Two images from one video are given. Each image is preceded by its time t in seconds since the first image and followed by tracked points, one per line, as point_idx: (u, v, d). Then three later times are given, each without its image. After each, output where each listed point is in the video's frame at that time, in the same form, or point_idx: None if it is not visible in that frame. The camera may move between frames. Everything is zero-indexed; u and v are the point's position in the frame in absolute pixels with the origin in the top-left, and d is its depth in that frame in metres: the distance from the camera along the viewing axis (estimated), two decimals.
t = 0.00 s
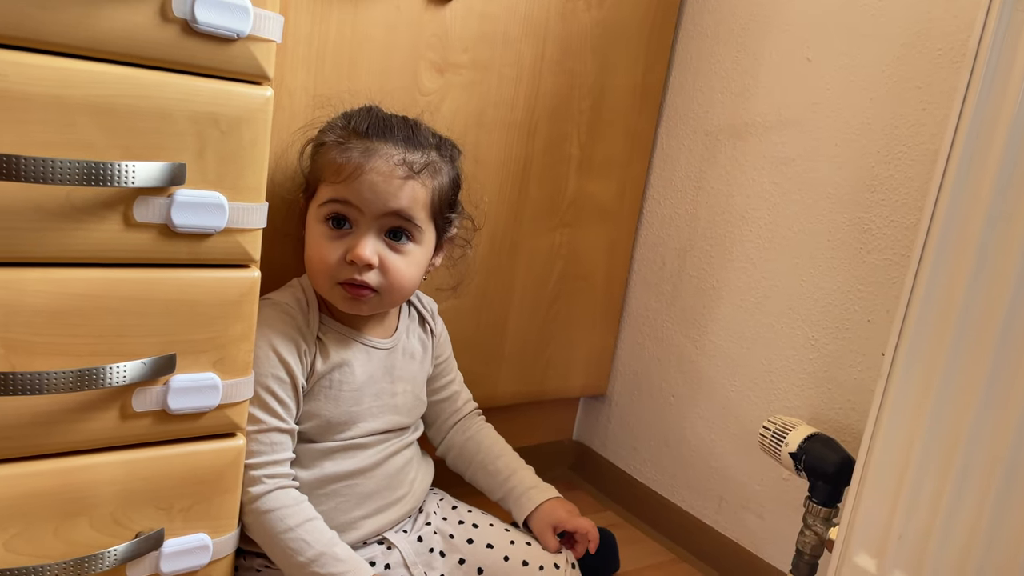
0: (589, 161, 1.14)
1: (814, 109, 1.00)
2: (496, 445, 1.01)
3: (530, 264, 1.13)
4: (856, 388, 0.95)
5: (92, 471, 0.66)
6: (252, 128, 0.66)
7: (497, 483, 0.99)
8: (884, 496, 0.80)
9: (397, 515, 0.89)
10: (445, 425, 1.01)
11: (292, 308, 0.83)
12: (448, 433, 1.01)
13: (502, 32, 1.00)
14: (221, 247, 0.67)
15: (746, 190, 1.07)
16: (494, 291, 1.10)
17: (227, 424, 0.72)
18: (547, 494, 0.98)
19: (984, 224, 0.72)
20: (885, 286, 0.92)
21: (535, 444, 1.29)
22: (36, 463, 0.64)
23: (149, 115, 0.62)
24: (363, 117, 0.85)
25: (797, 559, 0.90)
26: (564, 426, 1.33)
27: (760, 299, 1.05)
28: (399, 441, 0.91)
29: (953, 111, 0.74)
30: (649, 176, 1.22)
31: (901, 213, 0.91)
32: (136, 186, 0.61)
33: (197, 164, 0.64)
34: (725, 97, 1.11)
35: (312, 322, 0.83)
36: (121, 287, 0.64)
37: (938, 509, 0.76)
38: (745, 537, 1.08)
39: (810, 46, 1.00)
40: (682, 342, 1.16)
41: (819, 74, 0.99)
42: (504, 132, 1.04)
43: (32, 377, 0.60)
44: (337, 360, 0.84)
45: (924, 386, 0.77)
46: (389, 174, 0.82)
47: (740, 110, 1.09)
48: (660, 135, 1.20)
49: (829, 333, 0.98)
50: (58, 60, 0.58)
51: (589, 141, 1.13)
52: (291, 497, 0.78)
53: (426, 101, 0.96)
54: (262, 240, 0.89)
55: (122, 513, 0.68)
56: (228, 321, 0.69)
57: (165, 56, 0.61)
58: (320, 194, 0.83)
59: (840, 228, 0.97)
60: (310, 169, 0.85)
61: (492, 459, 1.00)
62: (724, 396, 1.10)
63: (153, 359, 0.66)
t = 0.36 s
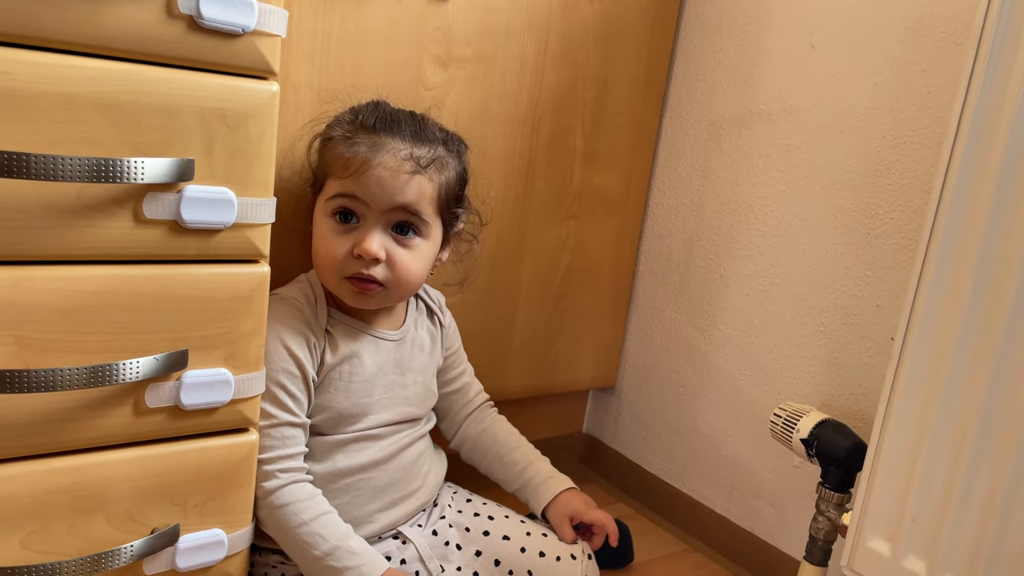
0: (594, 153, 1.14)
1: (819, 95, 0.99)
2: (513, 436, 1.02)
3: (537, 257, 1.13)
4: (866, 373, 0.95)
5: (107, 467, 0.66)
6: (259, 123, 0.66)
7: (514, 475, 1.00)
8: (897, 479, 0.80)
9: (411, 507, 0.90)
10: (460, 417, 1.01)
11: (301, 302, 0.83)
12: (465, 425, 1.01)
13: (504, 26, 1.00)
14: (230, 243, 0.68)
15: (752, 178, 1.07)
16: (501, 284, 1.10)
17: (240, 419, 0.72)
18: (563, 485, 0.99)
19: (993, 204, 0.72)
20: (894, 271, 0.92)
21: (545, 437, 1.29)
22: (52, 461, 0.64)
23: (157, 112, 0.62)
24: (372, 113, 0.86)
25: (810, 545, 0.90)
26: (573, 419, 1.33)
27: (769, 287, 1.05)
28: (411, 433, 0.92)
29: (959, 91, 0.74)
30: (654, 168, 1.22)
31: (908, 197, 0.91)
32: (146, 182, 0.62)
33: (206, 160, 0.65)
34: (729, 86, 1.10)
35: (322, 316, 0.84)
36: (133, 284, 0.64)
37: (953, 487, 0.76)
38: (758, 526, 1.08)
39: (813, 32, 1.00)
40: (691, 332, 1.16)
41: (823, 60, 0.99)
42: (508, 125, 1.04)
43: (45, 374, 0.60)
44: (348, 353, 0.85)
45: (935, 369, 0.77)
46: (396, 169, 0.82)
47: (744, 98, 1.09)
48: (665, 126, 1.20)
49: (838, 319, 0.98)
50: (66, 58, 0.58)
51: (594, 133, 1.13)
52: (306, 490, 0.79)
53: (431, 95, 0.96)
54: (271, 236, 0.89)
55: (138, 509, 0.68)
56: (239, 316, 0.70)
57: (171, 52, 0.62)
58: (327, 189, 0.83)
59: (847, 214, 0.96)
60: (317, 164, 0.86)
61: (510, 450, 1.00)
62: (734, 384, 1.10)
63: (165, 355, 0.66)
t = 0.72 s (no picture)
0: (597, 146, 1.14)
1: (823, 83, 0.99)
2: (522, 430, 1.01)
3: (542, 251, 1.13)
4: (874, 361, 0.94)
5: (118, 466, 0.66)
6: (263, 120, 0.66)
7: (524, 467, 0.99)
8: (908, 467, 0.79)
9: (421, 502, 0.90)
10: (469, 412, 1.01)
11: (308, 298, 0.83)
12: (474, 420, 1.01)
13: (506, 19, 1.00)
14: (237, 240, 0.68)
15: (757, 168, 1.07)
16: (507, 278, 1.10)
17: (249, 416, 0.72)
18: (574, 475, 0.98)
19: (1000, 188, 0.72)
20: (900, 259, 0.92)
21: (553, 432, 1.29)
22: (63, 460, 0.64)
23: (162, 110, 0.62)
24: (378, 110, 0.86)
25: (821, 534, 0.90)
26: (581, 414, 1.33)
27: (776, 277, 1.05)
28: (420, 428, 0.92)
29: (964, 74, 0.74)
30: (657, 160, 1.21)
31: (914, 184, 0.90)
32: (151, 180, 0.62)
33: (211, 158, 0.65)
34: (732, 76, 1.10)
35: (329, 312, 0.84)
36: (140, 283, 0.64)
37: (965, 472, 0.75)
38: (767, 516, 1.07)
39: (816, 20, 1.00)
40: (697, 324, 1.16)
41: (826, 49, 0.99)
42: (511, 120, 1.04)
43: (55, 374, 0.60)
44: (355, 349, 0.85)
45: (944, 354, 0.76)
46: (402, 166, 0.82)
47: (747, 89, 1.08)
48: (667, 118, 1.20)
49: (845, 308, 0.97)
50: (70, 57, 0.58)
51: (597, 126, 1.13)
52: (315, 486, 0.79)
53: (433, 90, 0.96)
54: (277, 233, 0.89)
55: (149, 508, 0.69)
56: (246, 314, 0.70)
57: (174, 50, 0.62)
58: (334, 185, 0.83)
59: (853, 201, 0.96)
60: (324, 161, 0.86)
61: (520, 443, 1.00)
62: (742, 375, 1.10)
63: (174, 353, 0.66)
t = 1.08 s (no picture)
0: (599, 132, 1.13)
1: (825, 65, 0.99)
2: (534, 410, 1.01)
3: (545, 239, 1.13)
4: (880, 342, 0.94)
5: (125, 456, 0.66)
6: (264, 107, 0.66)
7: (541, 446, 0.99)
8: (916, 446, 0.79)
9: (427, 491, 0.90)
10: (480, 397, 1.01)
11: (313, 288, 0.83)
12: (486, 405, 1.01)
13: (505, 5, 0.99)
14: (239, 229, 0.68)
15: (759, 151, 1.07)
16: (511, 267, 1.10)
17: (255, 405, 0.72)
18: (580, 459, 0.97)
19: (1006, 163, 0.71)
20: (905, 240, 0.91)
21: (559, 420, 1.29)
22: (70, 451, 0.64)
23: (162, 98, 0.62)
24: (388, 100, 0.85)
25: (829, 516, 0.90)
26: (586, 402, 1.33)
27: (780, 261, 1.05)
28: (427, 417, 0.92)
29: (967, 50, 0.73)
30: (660, 146, 1.21)
31: (918, 164, 0.90)
32: (153, 168, 0.62)
33: (212, 146, 0.65)
34: (733, 59, 1.10)
35: (334, 303, 0.84)
36: (144, 272, 0.64)
37: (973, 450, 0.75)
38: (775, 500, 1.07)
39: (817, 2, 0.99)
40: (702, 309, 1.16)
41: (827, 30, 0.98)
42: (513, 107, 1.04)
43: (60, 364, 0.60)
44: (361, 338, 0.85)
45: (951, 333, 0.76)
46: (418, 158, 0.82)
47: (749, 72, 1.08)
48: (669, 104, 1.19)
49: (851, 290, 0.97)
50: (69, 46, 0.58)
51: (599, 112, 1.12)
52: (319, 475, 0.79)
53: (433, 78, 0.96)
54: (280, 224, 0.89)
55: (157, 498, 0.69)
56: (250, 303, 0.70)
57: (173, 38, 0.62)
58: (346, 177, 0.83)
59: (857, 183, 0.96)
60: (332, 151, 0.85)
61: (534, 422, 1.00)
62: (747, 359, 1.09)
63: (179, 342, 0.66)
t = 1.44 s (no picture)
0: (600, 120, 1.13)
1: (827, 50, 0.98)
2: (552, 403, 1.01)
3: (548, 228, 1.12)
4: (885, 327, 0.94)
5: (129, 448, 0.66)
6: (264, 95, 0.66)
7: (561, 438, 0.99)
8: (923, 431, 0.79)
9: (433, 481, 0.89)
10: (492, 383, 1.01)
11: (316, 278, 0.83)
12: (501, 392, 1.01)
13: None
14: (240, 218, 0.67)
15: (762, 137, 1.06)
16: (513, 256, 1.10)
17: (260, 396, 0.72)
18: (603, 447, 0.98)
19: (1012, 145, 0.71)
20: (910, 225, 0.91)
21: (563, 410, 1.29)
22: (74, 443, 0.64)
23: (162, 87, 0.61)
24: (414, 107, 0.81)
25: (836, 502, 0.89)
26: (590, 392, 1.32)
27: (784, 248, 1.04)
28: (434, 408, 0.91)
29: (972, 33, 0.73)
30: (661, 134, 1.20)
31: (923, 148, 0.89)
32: (153, 158, 0.61)
33: (212, 135, 0.64)
34: (734, 45, 1.09)
35: (339, 293, 0.83)
36: (145, 263, 0.64)
37: (980, 434, 0.75)
38: (781, 488, 1.07)
39: None
40: (705, 297, 1.15)
41: (830, 14, 0.98)
42: (514, 95, 1.03)
43: (63, 355, 0.60)
44: (366, 328, 0.84)
45: (957, 317, 0.76)
46: (452, 171, 0.80)
47: (750, 58, 1.07)
48: (670, 91, 1.19)
49: (855, 276, 0.96)
50: (67, 34, 0.57)
51: (600, 100, 1.12)
52: (302, 475, 0.75)
53: (434, 67, 0.95)
54: (282, 214, 0.89)
55: (162, 489, 0.68)
56: (253, 293, 0.69)
57: (171, 25, 0.61)
58: (375, 191, 0.79)
59: (860, 168, 0.95)
60: (354, 161, 0.80)
61: (554, 415, 1.00)
62: (751, 347, 1.09)
63: (181, 333, 0.66)
